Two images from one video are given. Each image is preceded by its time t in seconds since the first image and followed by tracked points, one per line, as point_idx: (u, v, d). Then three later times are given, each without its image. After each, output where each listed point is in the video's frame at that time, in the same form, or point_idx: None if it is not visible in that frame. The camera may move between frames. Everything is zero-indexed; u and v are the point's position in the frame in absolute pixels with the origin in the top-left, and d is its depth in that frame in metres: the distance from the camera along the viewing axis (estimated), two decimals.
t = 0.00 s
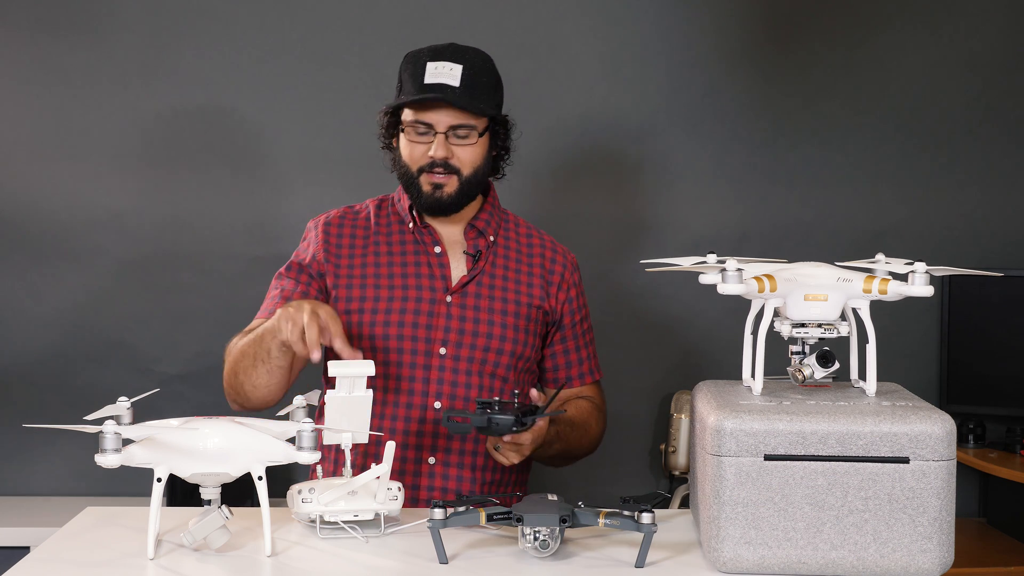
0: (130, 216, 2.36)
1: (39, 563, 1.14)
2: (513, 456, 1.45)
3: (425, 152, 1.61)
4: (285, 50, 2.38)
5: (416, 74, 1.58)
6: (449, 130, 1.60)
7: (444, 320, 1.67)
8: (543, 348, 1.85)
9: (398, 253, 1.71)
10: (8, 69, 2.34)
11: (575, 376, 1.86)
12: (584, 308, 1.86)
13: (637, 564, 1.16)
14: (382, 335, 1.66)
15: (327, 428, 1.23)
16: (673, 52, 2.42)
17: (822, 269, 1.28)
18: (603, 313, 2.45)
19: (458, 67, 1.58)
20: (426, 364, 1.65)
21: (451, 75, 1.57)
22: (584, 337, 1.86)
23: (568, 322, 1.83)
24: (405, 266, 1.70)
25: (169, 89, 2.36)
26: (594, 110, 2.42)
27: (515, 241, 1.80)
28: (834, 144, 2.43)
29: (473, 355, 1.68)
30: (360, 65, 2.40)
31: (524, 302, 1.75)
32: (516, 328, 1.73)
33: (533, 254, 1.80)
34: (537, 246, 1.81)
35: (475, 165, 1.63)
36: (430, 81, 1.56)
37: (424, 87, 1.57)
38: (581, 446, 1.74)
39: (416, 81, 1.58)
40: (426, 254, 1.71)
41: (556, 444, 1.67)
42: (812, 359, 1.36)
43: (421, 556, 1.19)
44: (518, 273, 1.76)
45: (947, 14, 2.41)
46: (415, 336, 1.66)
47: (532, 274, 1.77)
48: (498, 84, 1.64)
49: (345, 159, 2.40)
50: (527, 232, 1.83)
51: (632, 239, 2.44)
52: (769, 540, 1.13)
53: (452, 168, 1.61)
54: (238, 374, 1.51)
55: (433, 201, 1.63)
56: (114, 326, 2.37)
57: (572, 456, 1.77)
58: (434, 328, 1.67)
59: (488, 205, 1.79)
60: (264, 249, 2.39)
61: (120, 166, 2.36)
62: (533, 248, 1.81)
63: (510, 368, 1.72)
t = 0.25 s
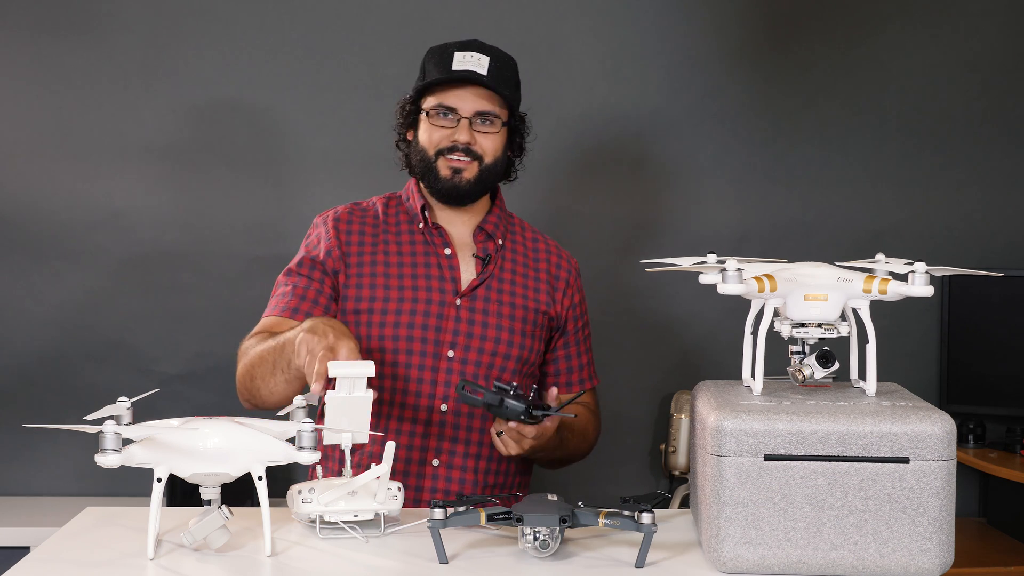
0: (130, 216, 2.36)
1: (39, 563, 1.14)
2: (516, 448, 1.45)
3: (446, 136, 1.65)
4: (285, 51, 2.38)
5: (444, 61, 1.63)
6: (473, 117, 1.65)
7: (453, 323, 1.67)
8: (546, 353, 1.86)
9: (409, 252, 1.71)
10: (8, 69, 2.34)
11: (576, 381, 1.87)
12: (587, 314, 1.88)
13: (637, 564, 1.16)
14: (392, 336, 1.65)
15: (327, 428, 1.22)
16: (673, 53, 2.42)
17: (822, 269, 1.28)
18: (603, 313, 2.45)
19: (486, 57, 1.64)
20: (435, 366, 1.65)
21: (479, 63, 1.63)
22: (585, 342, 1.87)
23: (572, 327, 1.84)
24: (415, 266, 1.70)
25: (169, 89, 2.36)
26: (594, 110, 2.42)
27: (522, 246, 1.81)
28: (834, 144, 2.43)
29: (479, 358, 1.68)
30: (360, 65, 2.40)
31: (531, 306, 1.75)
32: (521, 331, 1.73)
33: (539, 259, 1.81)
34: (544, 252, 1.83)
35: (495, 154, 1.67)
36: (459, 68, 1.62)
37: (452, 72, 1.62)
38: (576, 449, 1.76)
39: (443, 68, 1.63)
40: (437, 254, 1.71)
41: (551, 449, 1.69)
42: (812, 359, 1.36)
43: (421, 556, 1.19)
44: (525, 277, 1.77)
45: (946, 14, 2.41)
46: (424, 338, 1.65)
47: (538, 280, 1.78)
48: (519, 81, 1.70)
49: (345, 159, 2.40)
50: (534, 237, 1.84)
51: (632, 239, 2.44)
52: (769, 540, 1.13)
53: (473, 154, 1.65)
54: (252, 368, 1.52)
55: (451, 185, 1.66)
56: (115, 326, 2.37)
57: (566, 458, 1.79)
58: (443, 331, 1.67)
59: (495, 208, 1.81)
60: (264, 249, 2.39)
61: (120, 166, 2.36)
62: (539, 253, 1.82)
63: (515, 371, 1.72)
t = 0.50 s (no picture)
0: (130, 216, 2.36)
1: (38, 563, 1.14)
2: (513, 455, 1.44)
3: (454, 140, 1.65)
4: (285, 51, 2.38)
5: (453, 64, 1.63)
6: (481, 121, 1.65)
7: (454, 323, 1.67)
8: (548, 355, 1.86)
9: (410, 252, 1.71)
10: (8, 69, 2.34)
11: (577, 384, 1.86)
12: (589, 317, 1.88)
13: (637, 564, 1.16)
14: (393, 335, 1.65)
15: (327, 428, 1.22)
16: (673, 53, 2.42)
17: (822, 269, 1.28)
18: (603, 313, 2.45)
19: (495, 61, 1.64)
20: (435, 365, 1.65)
21: (488, 68, 1.62)
22: (587, 344, 1.87)
23: (574, 330, 1.84)
24: (416, 266, 1.70)
25: (169, 89, 2.36)
26: (594, 110, 2.42)
27: (524, 248, 1.81)
28: (834, 144, 2.43)
29: (481, 358, 1.68)
30: (360, 66, 2.40)
31: (532, 307, 1.75)
32: (522, 331, 1.73)
33: (542, 262, 1.81)
34: (546, 254, 1.83)
35: (501, 159, 1.68)
36: (468, 71, 1.62)
37: (461, 76, 1.62)
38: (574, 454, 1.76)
39: (452, 71, 1.63)
40: (439, 254, 1.71)
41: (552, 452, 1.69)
42: (812, 359, 1.36)
43: (421, 556, 1.19)
44: (527, 278, 1.77)
45: (946, 14, 2.41)
46: (425, 338, 1.65)
47: (540, 282, 1.79)
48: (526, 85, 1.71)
49: (345, 159, 2.40)
50: (536, 240, 1.85)
51: (632, 239, 2.44)
52: (769, 540, 1.13)
53: (480, 159, 1.66)
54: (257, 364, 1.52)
55: (457, 190, 1.66)
56: (115, 326, 2.37)
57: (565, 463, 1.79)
58: (444, 331, 1.66)
59: (499, 210, 1.81)
60: (264, 249, 2.39)
61: (120, 166, 2.36)
62: (541, 255, 1.82)
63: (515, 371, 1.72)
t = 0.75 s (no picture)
0: (130, 216, 2.36)
1: (38, 563, 1.14)
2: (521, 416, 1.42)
3: (441, 154, 1.63)
4: (285, 50, 2.38)
5: (438, 77, 1.61)
6: (467, 135, 1.63)
7: (453, 322, 1.67)
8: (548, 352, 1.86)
9: (409, 252, 1.71)
10: (8, 69, 2.34)
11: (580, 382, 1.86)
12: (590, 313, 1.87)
13: (637, 564, 1.16)
14: (392, 336, 1.65)
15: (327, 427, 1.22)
16: (673, 53, 2.42)
17: (822, 269, 1.28)
18: (603, 313, 2.45)
19: (480, 72, 1.61)
20: (434, 365, 1.65)
21: (472, 80, 1.59)
22: (588, 341, 1.86)
23: (575, 326, 1.84)
24: (414, 266, 1.70)
25: (169, 89, 2.36)
26: (594, 110, 2.42)
27: (523, 246, 1.81)
28: (834, 144, 2.43)
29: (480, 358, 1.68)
30: (360, 66, 2.40)
31: (531, 305, 1.75)
32: (521, 330, 1.73)
33: (541, 259, 1.81)
34: (545, 251, 1.83)
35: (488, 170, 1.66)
36: (452, 85, 1.59)
37: (445, 90, 1.59)
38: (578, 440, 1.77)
39: (438, 84, 1.60)
40: (437, 254, 1.71)
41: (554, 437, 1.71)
42: (812, 359, 1.36)
43: (421, 556, 1.19)
44: (526, 277, 1.77)
45: (946, 14, 2.41)
46: (424, 338, 1.65)
47: (539, 280, 1.78)
48: (516, 93, 1.67)
49: (345, 159, 2.40)
50: (535, 237, 1.84)
51: (632, 239, 2.44)
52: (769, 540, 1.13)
53: (466, 172, 1.64)
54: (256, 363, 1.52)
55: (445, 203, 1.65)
56: (115, 326, 2.37)
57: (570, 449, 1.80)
58: (443, 331, 1.66)
59: (497, 210, 1.80)
60: (264, 249, 2.39)
61: (120, 166, 2.36)
62: (540, 252, 1.82)
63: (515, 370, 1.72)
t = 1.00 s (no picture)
0: (129, 216, 2.36)
1: (38, 563, 1.14)
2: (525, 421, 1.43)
3: (432, 156, 1.63)
4: (285, 50, 2.38)
5: (428, 78, 1.61)
6: (457, 136, 1.62)
7: (453, 320, 1.67)
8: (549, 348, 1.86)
9: (407, 251, 1.71)
10: (8, 69, 2.34)
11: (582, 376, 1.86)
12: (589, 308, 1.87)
13: (637, 564, 1.16)
14: (392, 334, 1.65)
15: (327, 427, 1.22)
16: (673, 53, 2.42)
17: (822, 269, 1.28)
18: (603, 313, 2.45)
19: (470, 73, 1.61)
20: (435, 363, 1.65)
21: (461, 81, 1.60)
22: (588, 337, 1.87)
23: (575, 322, 1.84)
24: (413, 264, 1.70)
25: (169, 89, 2.36)
26: (593, 110, 2.42)
27: (522, 243, 1.81)
28: (834, 144, 2.43)
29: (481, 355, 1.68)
30: (360, 66, 2.40)
31: (531, 302, 1.75)
32: (521, 328, 1.73)
33: (539, 256, 1.81)
34: (543, 248, 1.83)
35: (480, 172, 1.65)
36: (441, 86, 1.59)
37: (434, 91, 1.59)
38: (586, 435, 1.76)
39: (427, 86, 1.60)
40: (435, 253, 1.71)
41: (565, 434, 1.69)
42: (812, 359, 1.36)
43: (421, 556, 1.19)
44: (525, 274, 1.77)
45: (946, 14, 2.41)
46: (424, 336, 1.65)
47: (538, 276, 1.78)
48: (507, 94, 1.67)
49: (345, 160, 2.41)
50: (533, 234, 1.84)
51: (632, 239, 2.44)
52: (769, 540, 1.13)
53: (458, 173, 1.63)
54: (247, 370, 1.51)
55: (438, 204, 1.65)
56: (115, 326, 2.37)
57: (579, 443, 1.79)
58: (443, 329, 1.66)
59: (493, 206, 1.80)
60: (263, 249, 2.39)
61: (120, 166, 2.36)
62: (539, 248, 1.82)
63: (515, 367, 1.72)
